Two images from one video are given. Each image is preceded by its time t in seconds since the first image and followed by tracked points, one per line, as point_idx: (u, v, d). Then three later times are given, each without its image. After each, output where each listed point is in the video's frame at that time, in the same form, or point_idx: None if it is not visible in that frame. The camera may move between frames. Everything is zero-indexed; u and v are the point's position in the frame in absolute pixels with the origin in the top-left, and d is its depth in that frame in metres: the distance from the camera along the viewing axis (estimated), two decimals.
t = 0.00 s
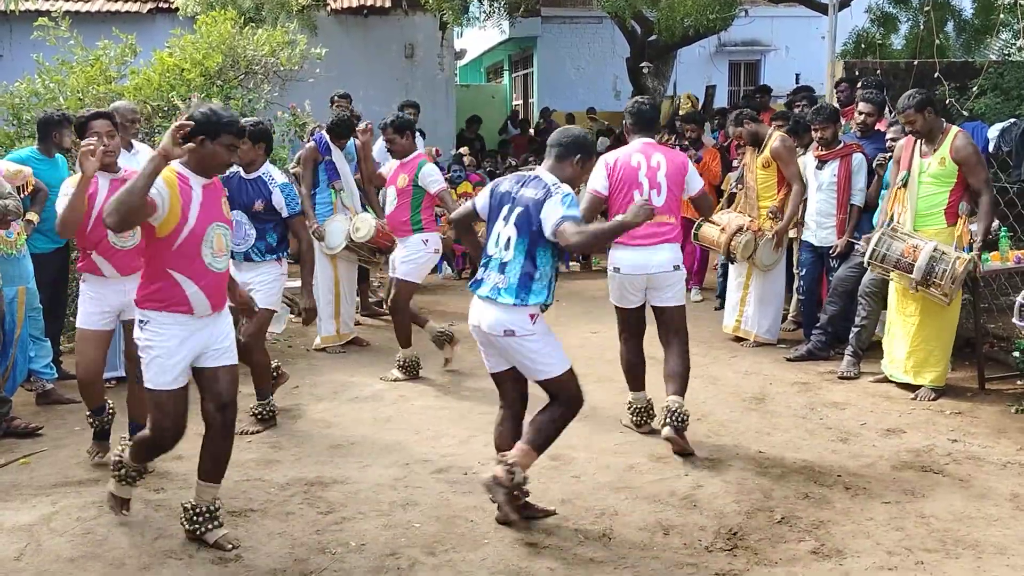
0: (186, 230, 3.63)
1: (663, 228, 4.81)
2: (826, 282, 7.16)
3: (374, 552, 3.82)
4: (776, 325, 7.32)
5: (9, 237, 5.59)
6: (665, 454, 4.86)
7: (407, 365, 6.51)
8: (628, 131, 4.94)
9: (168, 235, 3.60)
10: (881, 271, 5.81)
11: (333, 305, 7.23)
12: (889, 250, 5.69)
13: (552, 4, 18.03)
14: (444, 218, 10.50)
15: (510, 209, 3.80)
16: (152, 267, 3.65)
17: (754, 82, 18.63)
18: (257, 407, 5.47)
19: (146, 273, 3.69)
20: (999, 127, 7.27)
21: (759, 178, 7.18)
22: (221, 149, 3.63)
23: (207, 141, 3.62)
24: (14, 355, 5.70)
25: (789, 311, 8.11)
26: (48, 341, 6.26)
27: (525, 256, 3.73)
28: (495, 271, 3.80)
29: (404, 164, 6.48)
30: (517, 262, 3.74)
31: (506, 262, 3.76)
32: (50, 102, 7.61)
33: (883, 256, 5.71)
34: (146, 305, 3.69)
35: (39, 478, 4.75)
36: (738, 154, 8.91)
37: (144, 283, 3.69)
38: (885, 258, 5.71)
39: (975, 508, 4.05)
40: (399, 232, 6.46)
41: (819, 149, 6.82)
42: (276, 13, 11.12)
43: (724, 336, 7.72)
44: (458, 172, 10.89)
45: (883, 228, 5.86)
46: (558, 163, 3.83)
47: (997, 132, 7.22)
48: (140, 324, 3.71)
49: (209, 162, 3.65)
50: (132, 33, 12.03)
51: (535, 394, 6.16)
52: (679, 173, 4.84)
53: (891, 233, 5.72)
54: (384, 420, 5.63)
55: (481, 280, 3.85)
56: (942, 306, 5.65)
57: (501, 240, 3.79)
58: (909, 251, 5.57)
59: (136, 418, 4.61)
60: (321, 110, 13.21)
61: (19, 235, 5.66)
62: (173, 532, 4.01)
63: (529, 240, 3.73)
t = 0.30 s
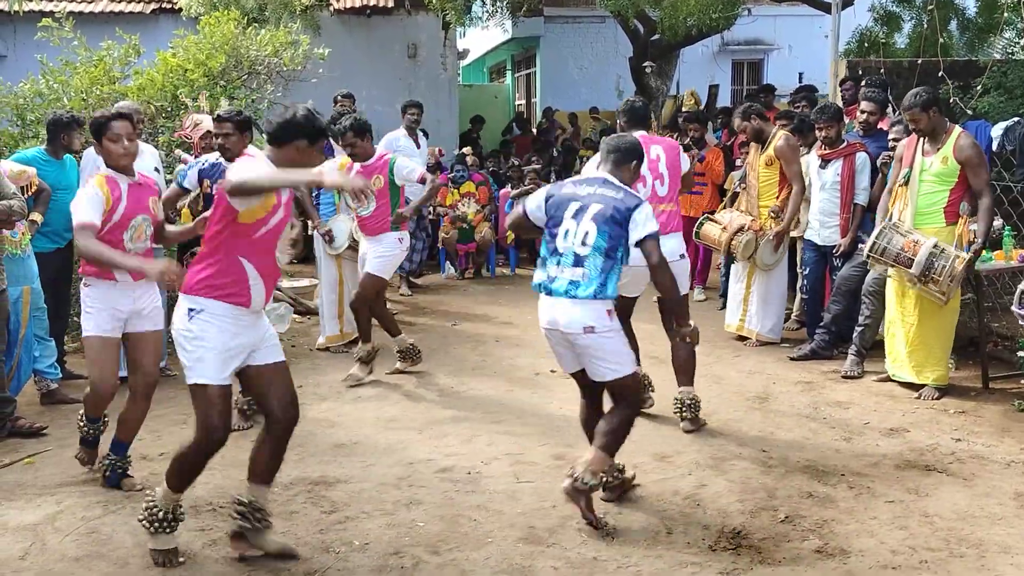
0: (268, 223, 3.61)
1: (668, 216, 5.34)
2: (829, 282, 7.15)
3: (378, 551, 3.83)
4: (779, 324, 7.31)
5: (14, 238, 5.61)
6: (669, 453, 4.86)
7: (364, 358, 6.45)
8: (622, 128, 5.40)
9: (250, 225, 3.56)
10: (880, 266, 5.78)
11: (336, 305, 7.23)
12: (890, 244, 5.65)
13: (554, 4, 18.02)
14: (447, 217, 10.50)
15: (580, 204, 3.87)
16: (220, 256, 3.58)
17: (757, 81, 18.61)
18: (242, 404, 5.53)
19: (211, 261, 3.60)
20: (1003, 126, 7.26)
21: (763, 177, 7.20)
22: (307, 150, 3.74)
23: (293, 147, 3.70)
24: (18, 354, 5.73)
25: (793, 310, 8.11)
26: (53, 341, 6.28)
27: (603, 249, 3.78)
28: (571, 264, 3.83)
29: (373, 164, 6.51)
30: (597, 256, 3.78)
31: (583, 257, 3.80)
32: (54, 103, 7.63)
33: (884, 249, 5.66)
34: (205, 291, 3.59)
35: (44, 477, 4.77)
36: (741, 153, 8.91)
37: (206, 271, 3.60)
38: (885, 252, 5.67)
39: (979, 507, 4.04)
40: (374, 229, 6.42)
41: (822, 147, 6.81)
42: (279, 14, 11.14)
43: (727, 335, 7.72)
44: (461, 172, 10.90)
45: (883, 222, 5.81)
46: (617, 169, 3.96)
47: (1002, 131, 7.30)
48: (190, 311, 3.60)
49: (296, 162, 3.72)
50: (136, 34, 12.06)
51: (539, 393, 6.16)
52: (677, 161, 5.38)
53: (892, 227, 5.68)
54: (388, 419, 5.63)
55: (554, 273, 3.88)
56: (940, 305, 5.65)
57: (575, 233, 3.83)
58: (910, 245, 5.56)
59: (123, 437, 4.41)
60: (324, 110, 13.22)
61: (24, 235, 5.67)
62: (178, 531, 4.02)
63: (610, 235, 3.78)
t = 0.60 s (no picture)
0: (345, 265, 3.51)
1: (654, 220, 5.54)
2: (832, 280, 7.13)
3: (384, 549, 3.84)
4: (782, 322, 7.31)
5: (19, 237, 5.63)
6: (674, 451, 4.86)
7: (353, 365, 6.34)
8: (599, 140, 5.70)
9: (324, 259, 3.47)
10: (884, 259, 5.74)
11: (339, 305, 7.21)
12: (894, 237, 5.62)
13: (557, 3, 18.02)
14: (450, 216, 10.51)
15: (636, 185, 4.31)
16: (300, 285, 3.50)
17: (760, 79, 18.58)
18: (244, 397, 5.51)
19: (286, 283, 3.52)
20: (1008, 123, 7.23)
21: (764, 174, 7.20)
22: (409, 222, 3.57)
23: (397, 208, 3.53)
24: (24, 353, 5.75)
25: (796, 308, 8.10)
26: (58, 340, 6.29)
27: (664, 221, 4.19)
28: (636, 241, 4.22)
29: (331, 175, 6.63)
30: (660, 228, 4.19)
31: (650, 230, 4.19)
32: (58, 103, 7.64)
33: (888, 243, 5.63)
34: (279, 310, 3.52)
35: (49, 476, 4.78)
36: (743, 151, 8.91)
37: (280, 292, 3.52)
38: (889, 246, 5.63)
39: (984, 505, 4.04)
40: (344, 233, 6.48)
41: (826, 145, 6.79)
42: (282, 13, 11.16)
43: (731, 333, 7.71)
44: (464, 171, 10.90)
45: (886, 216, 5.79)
46: (665, 161, 4.42)
47: (1006, 128, 7.23)
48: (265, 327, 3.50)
49: (393, 226, 3.56)
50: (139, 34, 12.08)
51: (543, 391, 6.17)
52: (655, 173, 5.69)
53: (896, 221, 5.65)
54: (392, 418, 5.64)
55: (621, 252, 4.26)
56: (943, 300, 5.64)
57: (636, 213, 4.25)
58: (914, 238, 5.53)
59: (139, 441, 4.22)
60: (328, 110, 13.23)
61: (29, 234, 5.70)
62: (184, 529, 4.03)
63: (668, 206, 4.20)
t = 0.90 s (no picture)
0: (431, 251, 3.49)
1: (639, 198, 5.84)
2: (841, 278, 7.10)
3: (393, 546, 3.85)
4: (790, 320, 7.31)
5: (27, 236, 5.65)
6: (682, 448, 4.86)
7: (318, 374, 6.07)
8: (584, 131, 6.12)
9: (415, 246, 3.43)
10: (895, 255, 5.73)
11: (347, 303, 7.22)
12: (904, 233, 5.60)
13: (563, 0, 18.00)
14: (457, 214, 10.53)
15: (678, 178, 4.38)
16: (389, 271, 3.42)
17: (767, 76, 18.54)
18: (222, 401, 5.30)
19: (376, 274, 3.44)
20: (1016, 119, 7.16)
21: (771, 170, 7.20)
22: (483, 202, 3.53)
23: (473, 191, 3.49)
24: (33, 353, 5.78)
25: (804, 305, 8.08)
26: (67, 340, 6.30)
27: (710, 216, 4.31)
28: (682, 230, 4.32)
29: (310, 167, 5.80)
30: (707, 219, 4.30)
31: (696, 220, 4.31)
32: (65, 103, 7.67)
33: (898, 238, 5.62)
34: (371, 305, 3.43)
35: (59, 475, 4.80)
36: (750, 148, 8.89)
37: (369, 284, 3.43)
38: (900, 241, 5.61)
39: (994, 501, 4.02)
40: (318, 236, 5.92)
41: (834, 141, 6.76)
42: (287, 12, 11.17)
43: (738, 330, 7.70)
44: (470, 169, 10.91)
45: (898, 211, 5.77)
46: (697, 152, 4.53)
47: (1014, 124, 7.14)
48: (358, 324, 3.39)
49: (469, 209, 3.53)
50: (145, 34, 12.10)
51: (550, 389, 6.17)
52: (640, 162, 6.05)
53: (908, 216, 5.64)
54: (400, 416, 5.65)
55: (666, 240, 4.36)
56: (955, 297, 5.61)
57: (681, 204, 4.34)
58: (925, 235, 5.51)
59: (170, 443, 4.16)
60: (334, 108, 13.24)
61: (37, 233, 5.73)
62: (193, 527, 4.04)
63: (715, 200, 4.33)
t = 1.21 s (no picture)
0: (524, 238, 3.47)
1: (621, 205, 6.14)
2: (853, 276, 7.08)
3: (407, 544, 3.87)
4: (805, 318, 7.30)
5: (40, 236, 5.69)
6: (695, 447, 4.85)
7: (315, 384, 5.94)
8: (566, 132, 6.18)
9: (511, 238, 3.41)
10: (910, 259, 5.73)
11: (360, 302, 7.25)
12: (920, 238, 5.60)
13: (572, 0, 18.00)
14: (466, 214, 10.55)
15: (700, 177, 4.57)
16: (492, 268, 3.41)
17: (777, 75, 18.49)
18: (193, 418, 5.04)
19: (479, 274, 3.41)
20: None
21: (783, 169, 7.20)
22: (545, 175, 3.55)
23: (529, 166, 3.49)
24: (47, 352, 5.82)
25: (816, 304, 8.06)
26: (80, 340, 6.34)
27: (730, 215, 4.56)
28: (707, 229, 4.53)
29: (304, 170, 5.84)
30: (728, 218, 4.55)
31: (718, 221, 4.53)
32: (78, 104, 7.72)
33: (914, 244, 5.62)
34: (480, 311, 3.42)
35: (74, 473, 4.83)
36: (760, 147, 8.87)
37: (474, 291, 3.41)
38: (915, 246, 5.62)
39: (1008, 500, 4.01)
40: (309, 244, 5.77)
41: (846, 139, 6.74)
42: (297, 13, 11.20)
43: (750, 330, 7.68)
44: (480, 169, 10.92)
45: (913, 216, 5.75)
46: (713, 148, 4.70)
47: None
48: (467, 331, 3.41)
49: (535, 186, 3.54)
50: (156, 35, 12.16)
51: (561, 388, 6.17)
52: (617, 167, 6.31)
53: (922, 221, 5.62)
54: (412, 415, 5.66)
55: (692, 238, 4.55)
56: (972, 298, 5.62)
57: (704, 203, 4.56)
58: (940, 240, 5.50)
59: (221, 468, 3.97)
60: (343, 109, 13.28)
61: (49, 234, 5.77)
62: (208, 525, 4.07)
63: (734, 201, 4.57)
